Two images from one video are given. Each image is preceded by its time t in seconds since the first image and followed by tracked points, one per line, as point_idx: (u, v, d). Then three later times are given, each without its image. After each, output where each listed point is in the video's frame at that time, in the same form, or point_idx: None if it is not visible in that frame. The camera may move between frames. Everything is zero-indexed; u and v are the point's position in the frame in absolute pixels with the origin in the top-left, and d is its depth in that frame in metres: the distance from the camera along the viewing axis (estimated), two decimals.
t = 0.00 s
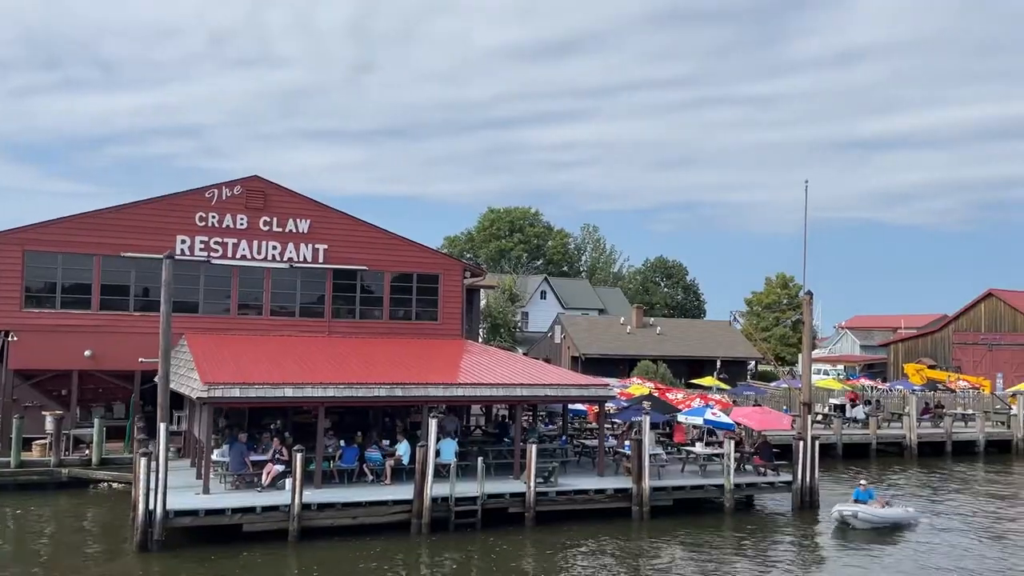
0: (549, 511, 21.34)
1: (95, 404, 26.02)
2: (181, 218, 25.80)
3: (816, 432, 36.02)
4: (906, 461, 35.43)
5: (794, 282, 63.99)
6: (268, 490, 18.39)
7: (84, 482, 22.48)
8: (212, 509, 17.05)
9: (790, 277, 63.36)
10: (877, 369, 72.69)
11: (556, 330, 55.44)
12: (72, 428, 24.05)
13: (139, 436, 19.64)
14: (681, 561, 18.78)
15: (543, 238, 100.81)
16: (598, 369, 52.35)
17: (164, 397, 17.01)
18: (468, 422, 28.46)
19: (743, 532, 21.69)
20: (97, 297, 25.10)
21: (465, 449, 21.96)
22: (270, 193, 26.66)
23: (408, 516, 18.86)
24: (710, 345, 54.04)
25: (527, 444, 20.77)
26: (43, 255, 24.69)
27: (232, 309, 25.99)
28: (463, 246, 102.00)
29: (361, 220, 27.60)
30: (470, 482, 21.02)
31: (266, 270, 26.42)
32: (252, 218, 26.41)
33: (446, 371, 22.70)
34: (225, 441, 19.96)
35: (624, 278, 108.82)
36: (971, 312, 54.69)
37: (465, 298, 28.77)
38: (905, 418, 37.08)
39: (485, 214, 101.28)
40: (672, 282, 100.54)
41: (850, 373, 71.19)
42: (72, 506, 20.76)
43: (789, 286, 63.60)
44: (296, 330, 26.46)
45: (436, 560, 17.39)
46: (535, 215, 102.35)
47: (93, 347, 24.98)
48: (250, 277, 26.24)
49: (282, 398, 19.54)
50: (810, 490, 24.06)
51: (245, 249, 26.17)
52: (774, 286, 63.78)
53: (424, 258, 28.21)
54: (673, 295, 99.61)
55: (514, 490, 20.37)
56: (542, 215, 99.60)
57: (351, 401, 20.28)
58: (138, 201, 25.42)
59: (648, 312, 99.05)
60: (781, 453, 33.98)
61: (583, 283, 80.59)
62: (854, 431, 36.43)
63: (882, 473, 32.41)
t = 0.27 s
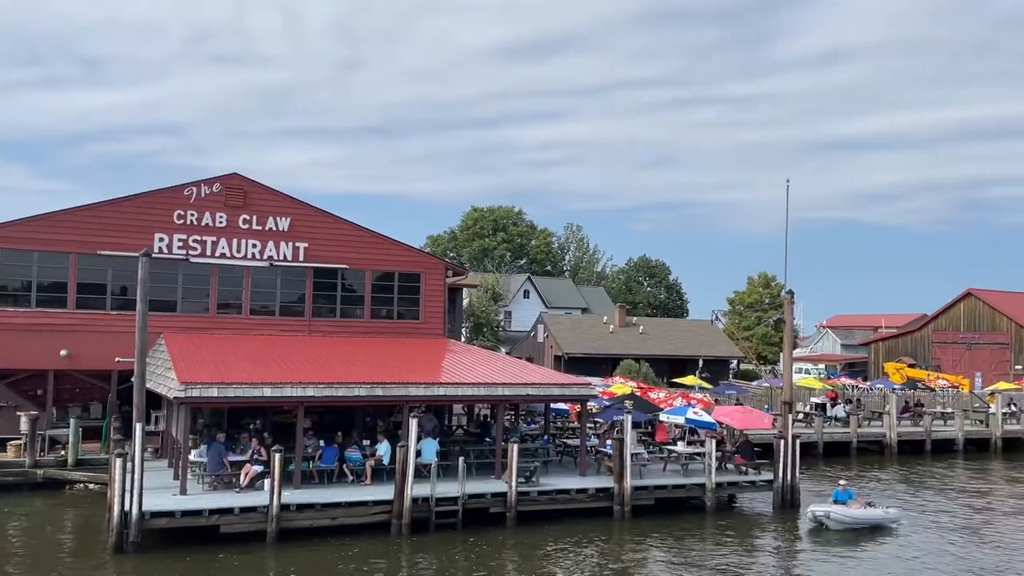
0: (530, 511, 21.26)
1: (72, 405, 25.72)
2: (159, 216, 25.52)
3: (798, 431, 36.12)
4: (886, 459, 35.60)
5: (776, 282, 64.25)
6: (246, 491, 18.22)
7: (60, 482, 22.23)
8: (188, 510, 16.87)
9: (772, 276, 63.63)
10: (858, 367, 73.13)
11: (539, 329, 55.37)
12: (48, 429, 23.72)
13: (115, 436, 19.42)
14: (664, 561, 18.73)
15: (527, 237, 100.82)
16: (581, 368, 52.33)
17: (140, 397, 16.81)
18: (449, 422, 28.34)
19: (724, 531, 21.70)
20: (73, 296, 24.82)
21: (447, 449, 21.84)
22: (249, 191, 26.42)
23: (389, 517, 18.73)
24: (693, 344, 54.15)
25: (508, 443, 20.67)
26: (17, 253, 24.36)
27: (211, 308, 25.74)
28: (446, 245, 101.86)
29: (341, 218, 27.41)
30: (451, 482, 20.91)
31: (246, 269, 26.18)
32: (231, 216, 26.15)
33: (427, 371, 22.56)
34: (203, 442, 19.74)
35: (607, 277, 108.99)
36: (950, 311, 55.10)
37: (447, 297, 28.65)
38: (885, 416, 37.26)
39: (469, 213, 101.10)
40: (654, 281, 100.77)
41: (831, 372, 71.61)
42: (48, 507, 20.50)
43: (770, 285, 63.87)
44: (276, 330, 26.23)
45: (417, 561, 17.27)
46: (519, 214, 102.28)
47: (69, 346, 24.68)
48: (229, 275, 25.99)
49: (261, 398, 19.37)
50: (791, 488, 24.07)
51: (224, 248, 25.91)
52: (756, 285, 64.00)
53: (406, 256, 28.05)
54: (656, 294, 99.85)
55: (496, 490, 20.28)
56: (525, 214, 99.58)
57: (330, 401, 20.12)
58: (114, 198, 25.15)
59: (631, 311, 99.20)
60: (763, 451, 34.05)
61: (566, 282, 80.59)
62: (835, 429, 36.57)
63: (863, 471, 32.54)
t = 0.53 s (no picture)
0: (510, 511, 21.16)
1: (47, 405, 25.39)
2: (135, 214, 25.21)
3: (778, 429, 36.24)
4: (865, 458, 35.76)
5: (757, 281, 64.53)
6: (223, 492, 18.04)
7: (33, 484, 21.91)
8: (163, 512, 16.67)
9: (753, 276, 63.90)
10: (838, 366, 73.58)
11: (521, 328, 55.33)
12: (21, 429, 23.43)
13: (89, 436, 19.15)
14: (643, 560, 18.68)
15: (509, 236, 100.73)
16: (563, 366, 52.33)
17: (114, 397, 16.58)
18: (430, 422, 28.20)
19: (704, 530, 21.69)
20: (46, 295, 24.50)
21: (426, 449, 21.70)
22: (227, 188, 26.14)
23: (367, 517, 18.58)
24: (674, 343, 54.29)
25: (488, 443, 20.56)
26: None
27: (188, 307, 25.46)
28: (428, 244, 101.73)
29: (320, 216, 27.18)
30: (431, 482, 20.77)
31: (223, 268, 25.89)
32: (209, 214, 25.87)
33: (407, 370, 22.40)
34: (179, 442, 19.50)
35: (589, 276, 109.12)
36: (929, 310, 55.50)
37: (428, 296, 28.49)
38: (864, 415, 37.46)
39: (451, 211, 100.91)
40: (637, 280, 100.95)
41: (811, 370, 72.04)
42: (22, 508, 20.26)
43: (752, 285, 64.15)
44: (254, 329, 25.99)
45: (395, 563, 17.12)
46: (502, 213, 102.17)
47: (43, 346, 24.27)
48: (207, 274, 25.71)
49: (237, 398, 19.18)
50: (771, 487, 24.03)
51: (201, 246, 25.62)
52: (737, 285, 64.19)
53: (386, 255, 27.86)
54: (638, 293, 100.05)
55: (475, 490, 20.16)
56: (508, 214, 99.47)
57: (308, 401, 19.92)
58: (89, 195, 24.83)
59: (613, 310, 99.35)
60: (743, 450, 34.11)
61: (548, 281, 80.62)
62: (815, 428, 36.72)
63: (842, 470, 32.67)
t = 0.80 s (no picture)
0: (490, 511, 21.05)
1: (20, 405, 25.06)
2: (110, 211, 24.89)
3: (757, 427, 36.35)
4: (844, 456, 35.93)
5: (738, 280, 64.77)
6: (199, 492, 17.86)
7: (5, 485, 21.61)
8: (137, 513, 16.46)
9: (734, 274, 64.14)
10: (818, 365, 73.97)
11: (503, 326, 55.23)
12: None
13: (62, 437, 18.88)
14: (622, 559, 18.65)
15: (491, 235, 100.59)
16: (544, 365, 52.29)
17: (86, 397, 16.36)
18: (410, 421, 28.05)
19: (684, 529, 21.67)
20: (19, 293, 24.16)
21: (405, 448, 21.55)
22: (203, 185, 25.87)
23: (345, 518, 18.42)
24: (655, 341, 54.36)
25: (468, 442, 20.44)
26: None
27: (165, 306, 25.16)
28: (410, 242, 101.55)
29: (299, 213, 26.95)
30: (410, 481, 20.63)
31: (200, 265, 25.61)
32: (185, 211, 25.59)
33: (386, 369, 22.23)
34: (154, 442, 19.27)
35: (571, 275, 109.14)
36: (906, 309, 55.88)
37: (408, 294, 28.32)
38: (843, 413, 37.65)
39: (433, 210, 100.62)
40: (619, 279, 101.03)
41: (791, 368, 72.37)
42: None
43: (732, 284, 64.39)
44: (232, 328, 25.72)
45: (373, 563, 16.98)
46: (484, 211, 101.97)
47: (16, 344, 23.93)
48: (183, 272, 25.42)
49: (213, 397, 18.97)
50: (750, 485, 24.02)
51: (178, 243, 25.34)
52: (718, 284, 64.39)
53: (365, 253, 27.67)
54: (620, 292, 100.15)
55: (455, 489, 20.04)
56: (490, 212, 99.31)
57: (286, 400, 19.73)
58: (63, 192, 24.49)
59: (595, 309, 99.45)
60: (723, 448, 34.20)
61: (530, 280, 80.54)
62: (794, 426, 36.87)
63: (821, 468, 32.79)
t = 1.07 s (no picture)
0: (469, 510, 20.94)
1: None
2: (85, 208, 24.57)
3: (737, 425, 36.42)
4: (822, 453, 36.09)
5: (718, 279, 64.93)
6: (173, 493, 17.66)
7: None
8: (110, 514, 16.24)
9: (715, 273, 64.30)
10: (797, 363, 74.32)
11: (484, 325, 55.12)
12: None
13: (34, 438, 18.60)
14: (600, 558, 18.61)
15: (472, 233, 100.36)
16: (525, 364, 52.25)
17: (58, 396, 16.12)
18: (389, 420, 27.89)
19: (663, 527, 21.64)
20: None
21: (384, 447, 21.40)
22: (180, 181, 25.59)
23: (322, 518, 18.25)
24: (636, 340, 54.40)
25: (447, 441, 20.30)
26: None
27: (140, 304, 24.86)
28: (391, 240, 101.27)
29: (277, 211, 26.70)
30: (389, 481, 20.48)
31: (176, 263, 25.33)
32: (161, 208, 25.31)
33: (365, 368, 22.07)
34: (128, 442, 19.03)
35: (553, 274, 109.11)
36: (884, 308, 56.24)
37: (387, 293, 28.14)
38: (821, 411, 37.79)
39: (414, 208, 100.21)
40: (600, 278, 101.11)
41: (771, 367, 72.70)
42: None
43: (713, 283, 64.54)
44: (208, 326, 25.44)
45: (350, 564, 16.84)
46: (465, 209, 101.68)
47: None
48: (159, 270, 25.13)
49: (188, 397, 18.76)
50: (729, 483, 24.04)
51: (153, 241, 25.04)
52: (699, 283, 64.54)
53: (345, 251, 27.46)
54: (601, 290, 100.21)
55: (433, 489, 19.90)
56: (471, 211, 99.06)
57: (262, 399, 19.54)
58: (37, 188, 24.16)
59: (577, 307, 99.50)
60: (702, 446, 34.28)
61: (512, 278, 80.39)
62: (773, 424, 36.98)
63: (800, 466, 32.90)
